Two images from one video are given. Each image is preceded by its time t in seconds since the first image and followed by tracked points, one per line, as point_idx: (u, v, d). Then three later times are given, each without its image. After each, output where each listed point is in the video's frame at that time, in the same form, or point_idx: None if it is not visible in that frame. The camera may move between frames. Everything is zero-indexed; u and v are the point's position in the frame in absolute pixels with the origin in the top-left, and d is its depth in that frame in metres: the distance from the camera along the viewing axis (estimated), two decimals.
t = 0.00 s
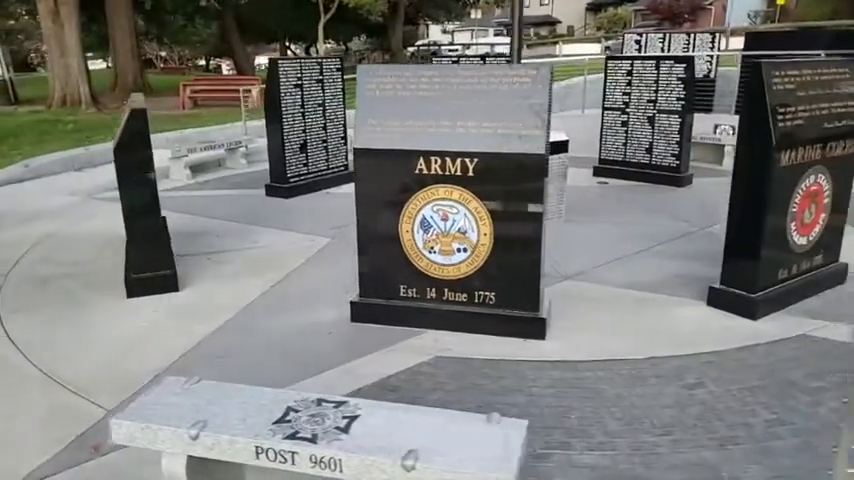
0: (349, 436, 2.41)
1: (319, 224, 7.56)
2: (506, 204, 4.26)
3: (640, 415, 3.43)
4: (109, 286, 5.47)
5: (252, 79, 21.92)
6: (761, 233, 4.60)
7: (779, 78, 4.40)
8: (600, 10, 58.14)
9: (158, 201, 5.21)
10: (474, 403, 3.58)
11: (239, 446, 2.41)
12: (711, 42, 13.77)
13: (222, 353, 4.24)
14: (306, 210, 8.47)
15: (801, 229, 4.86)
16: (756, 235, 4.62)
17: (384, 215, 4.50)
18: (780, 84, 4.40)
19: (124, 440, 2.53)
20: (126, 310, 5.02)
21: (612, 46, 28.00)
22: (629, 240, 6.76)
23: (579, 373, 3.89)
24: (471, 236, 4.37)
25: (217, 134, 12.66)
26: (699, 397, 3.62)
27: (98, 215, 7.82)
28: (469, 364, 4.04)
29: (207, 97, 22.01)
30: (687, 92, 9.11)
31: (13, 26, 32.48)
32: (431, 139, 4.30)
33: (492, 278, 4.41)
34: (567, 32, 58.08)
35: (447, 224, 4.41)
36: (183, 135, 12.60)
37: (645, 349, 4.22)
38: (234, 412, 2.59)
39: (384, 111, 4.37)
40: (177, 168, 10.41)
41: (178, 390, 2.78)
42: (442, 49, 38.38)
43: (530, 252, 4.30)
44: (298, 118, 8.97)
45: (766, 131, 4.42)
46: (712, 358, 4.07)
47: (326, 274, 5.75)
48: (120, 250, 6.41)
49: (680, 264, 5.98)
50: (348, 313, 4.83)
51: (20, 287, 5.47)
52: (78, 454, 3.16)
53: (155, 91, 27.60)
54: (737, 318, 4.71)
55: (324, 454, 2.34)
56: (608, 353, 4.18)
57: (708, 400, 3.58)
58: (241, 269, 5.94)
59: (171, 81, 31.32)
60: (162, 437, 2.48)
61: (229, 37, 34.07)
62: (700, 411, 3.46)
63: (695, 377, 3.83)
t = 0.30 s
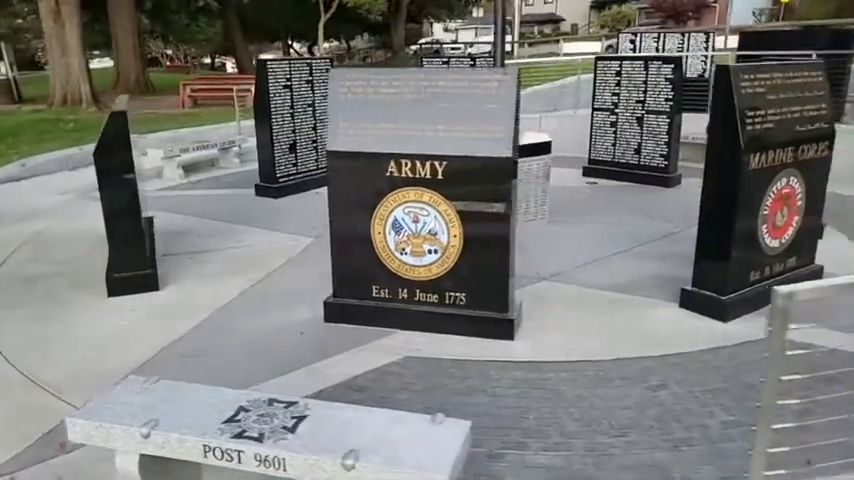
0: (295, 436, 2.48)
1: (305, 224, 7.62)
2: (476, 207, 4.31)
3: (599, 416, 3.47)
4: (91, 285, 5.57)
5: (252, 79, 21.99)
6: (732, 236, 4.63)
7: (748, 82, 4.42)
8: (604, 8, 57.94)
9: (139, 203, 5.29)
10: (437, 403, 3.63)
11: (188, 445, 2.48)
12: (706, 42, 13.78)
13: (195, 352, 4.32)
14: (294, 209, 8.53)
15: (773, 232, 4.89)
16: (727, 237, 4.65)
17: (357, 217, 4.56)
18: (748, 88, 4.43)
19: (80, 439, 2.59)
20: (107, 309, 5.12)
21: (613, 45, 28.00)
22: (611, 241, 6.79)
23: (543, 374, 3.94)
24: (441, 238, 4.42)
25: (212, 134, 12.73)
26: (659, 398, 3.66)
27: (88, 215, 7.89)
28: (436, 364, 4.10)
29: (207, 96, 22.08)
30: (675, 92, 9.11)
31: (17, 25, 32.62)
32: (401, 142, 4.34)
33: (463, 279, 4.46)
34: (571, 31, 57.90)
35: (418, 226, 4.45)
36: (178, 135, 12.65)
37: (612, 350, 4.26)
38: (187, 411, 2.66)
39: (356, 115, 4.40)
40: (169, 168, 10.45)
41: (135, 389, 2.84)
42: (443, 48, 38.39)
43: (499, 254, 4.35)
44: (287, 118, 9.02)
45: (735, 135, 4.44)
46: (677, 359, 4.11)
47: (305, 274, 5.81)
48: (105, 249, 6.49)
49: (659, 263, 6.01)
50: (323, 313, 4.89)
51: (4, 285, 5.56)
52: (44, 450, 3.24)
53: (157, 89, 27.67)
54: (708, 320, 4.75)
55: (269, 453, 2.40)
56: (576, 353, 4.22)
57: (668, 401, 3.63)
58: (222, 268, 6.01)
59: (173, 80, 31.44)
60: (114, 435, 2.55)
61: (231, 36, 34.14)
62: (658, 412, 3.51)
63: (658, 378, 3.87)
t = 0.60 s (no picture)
0: (255, 440, 2.52)
1: (297, 225, 7.66)
2: (455, 211, 4.34)
3: (569, 422, 3.50)
4: (80, 285, 5.64)
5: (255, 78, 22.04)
6: (710, 241, 4.65)
7: (728, 88, 4.42)
8: (610, 7, 57.69)
9: (126, 206, 5.35)
10: (410, 407, 3.66)
11: (150, 449, 2.51)
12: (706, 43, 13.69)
13: (177, 353, 4.38)
14: (287, 210, 8.58)
15: (755, 238, 4.89)
16: (707, 242, 4.68)
17: (339, 221, 4.59)
18: (728, 94, 4.43)
19: (48, 442, 2.60)
20: (93, 309, 5.19)
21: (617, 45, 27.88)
22: (600, 244, 6.79)
23: (519, 378, 3.96)
24: (420, 241, 4.46)
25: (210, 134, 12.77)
26: (632, 403, 3.68)
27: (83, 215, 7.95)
28: (413, 367, 4.13)
29: (210, 95, 22.15)
30: (669, 94, 9.07)
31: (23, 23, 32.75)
32: (381, 147, 4.38)
33: (442, 283, 4.49)
34: (578, 29, 57.68)
35: (397, 230, 4.49)
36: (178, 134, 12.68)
37: (589, 354, 4.28)
38: (152, 414, 2.68)
39: (337, 119, 4.45)
40: (167, 168, 10.49)
41: (104, 390, 2.86)
42: (448, 47, 38.31)
43: (477, 259, 4.38)
44: (282, 119, 9.06)
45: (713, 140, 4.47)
46: (653, 365, 4.13)
47: (292, 275, 5.85)
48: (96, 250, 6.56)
49: (646, 266, 6.02)
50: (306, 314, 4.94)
51: None
52: (21, 450, 3.30)
53: (162, 89, 27.77)
54: (688, 324, 4.77)
55: (228, 457, 2.44)
56: (552, 356, 4.26)
57: (640, 406, 3.64)
58: (211, 269, 6.06)
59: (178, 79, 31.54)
60: (79, 438, 2.58)
61: (236, 36, 34.21)
62: (629, 418, 3.52)
63: (633, 383, 3.89)
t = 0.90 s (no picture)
0: (206, 450, 2.53)
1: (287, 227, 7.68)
2: (429, 217, 4.34)
3: (536, 430, 3.49)
4: (64, 288, 5.69)
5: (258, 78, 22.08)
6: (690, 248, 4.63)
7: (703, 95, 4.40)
8: (618, 6, 57.37)
9: (109, 211, 5.40)
10: (379, 414, 3.67)
11: (103, 459, 2.53)
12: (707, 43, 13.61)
13: (153, 358, 4.41)
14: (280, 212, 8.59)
15: (735, 244, 4.87)
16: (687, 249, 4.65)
17: (316, 226, 4.58)
18: (705, 101, 4.41)
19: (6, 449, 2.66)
20: (75, 312, 5.24)
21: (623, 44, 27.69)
22: (588, 248, 6.76)
23: (490, 385, 3.95)
24: (397, 247, 4.44)
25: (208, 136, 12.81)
26: (601, 411, 3.67)
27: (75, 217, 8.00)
28: (387, 373, 4.13)
29: (214, 95, 22.21)
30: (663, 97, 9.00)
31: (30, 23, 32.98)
32: (357, 153, 4.38)
33: (419, 289, 4.47)
34: (585, 29, 57.42)
35: (375, 235, 4.48)
36: (177, 135, 12.73)
37: (564, 361, 4.26)
38: (109, 424, 2.71)
39: (314, 126, 4.45)
40: (163, 168, 10.53)
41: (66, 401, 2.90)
42: (454, 46, 38.20)
43: (454, 265, 4.37)
44: (275, 122, 9.08)
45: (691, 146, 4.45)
46: (627, 373, 4.11)
47: (276, 278, 5.85)
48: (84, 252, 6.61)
49: (632, 271, 5.98)
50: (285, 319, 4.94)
51: None
52: None
53: (167, 88, 27.88)
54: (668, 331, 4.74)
55: (178, 467, 2.45)
56: (526, 362, 4.26)
57: (609, 415, 3.63)
58: (196, 272, 6.07)
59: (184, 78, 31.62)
60: (36, 447, 2.61)
61: (241, 35, 34.26)
62: (596, 426, 3.51)
63: (605, 391, 3.88)
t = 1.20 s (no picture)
0: (163, 458, 2.54)
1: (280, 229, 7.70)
2: (408, 222, 4.34)
3: (506, 438, 3.48)
4: (52, 289, 5.74)
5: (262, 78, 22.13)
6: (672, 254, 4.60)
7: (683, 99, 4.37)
8: (628, 6, 57.07)
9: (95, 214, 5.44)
10: (351, 421, 3.67)
11: (61, 465, 2.55)
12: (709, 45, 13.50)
13: (133, 360, 4.44)
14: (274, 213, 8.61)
15: (719, 250, 4.83)
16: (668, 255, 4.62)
17: (297, 230, 4.59)
18: (685, 106, 4.38)
19: None
20: (60, 313, 5.27)
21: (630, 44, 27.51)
22: (578, 252, 6.72)
23: (465, 392, 3.95)
24: (376, 252, 4.44)
25: (208, 136, 12.85)
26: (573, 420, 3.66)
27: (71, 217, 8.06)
28: (363, 379, 4.14)
29: (219, 94, 22.27)
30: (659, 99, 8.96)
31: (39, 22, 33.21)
32: (336, 158, 4.38)
33: (398, 294, 4.47)
34: (594, 28, 57.14)
35: (354, 240, 4.48)
36: (178, 135, 12.79)
37: (542, 368, 4.24)
38: (71, 429, 2.73)
39: (295, 130, 4.46)
40: (162, 169, 10.58)
41: (31, 406, 2.92)
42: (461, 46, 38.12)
43: (432, 270, 4.37)
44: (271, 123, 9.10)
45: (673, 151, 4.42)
46: (604, 380, 4.09)
47: (263, 280, 5.87)
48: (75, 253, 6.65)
49: (618, 275, 5.95)
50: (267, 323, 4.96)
51: None
52: None
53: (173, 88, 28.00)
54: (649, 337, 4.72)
55: (133, 475, 2.47)
56: (503, 369, 4.23)
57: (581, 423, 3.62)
58: (184, 275, 6.10)
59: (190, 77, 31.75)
60: None
61: (249, 35, 34.32)
62: (566, 435, 3.50)
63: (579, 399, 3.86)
